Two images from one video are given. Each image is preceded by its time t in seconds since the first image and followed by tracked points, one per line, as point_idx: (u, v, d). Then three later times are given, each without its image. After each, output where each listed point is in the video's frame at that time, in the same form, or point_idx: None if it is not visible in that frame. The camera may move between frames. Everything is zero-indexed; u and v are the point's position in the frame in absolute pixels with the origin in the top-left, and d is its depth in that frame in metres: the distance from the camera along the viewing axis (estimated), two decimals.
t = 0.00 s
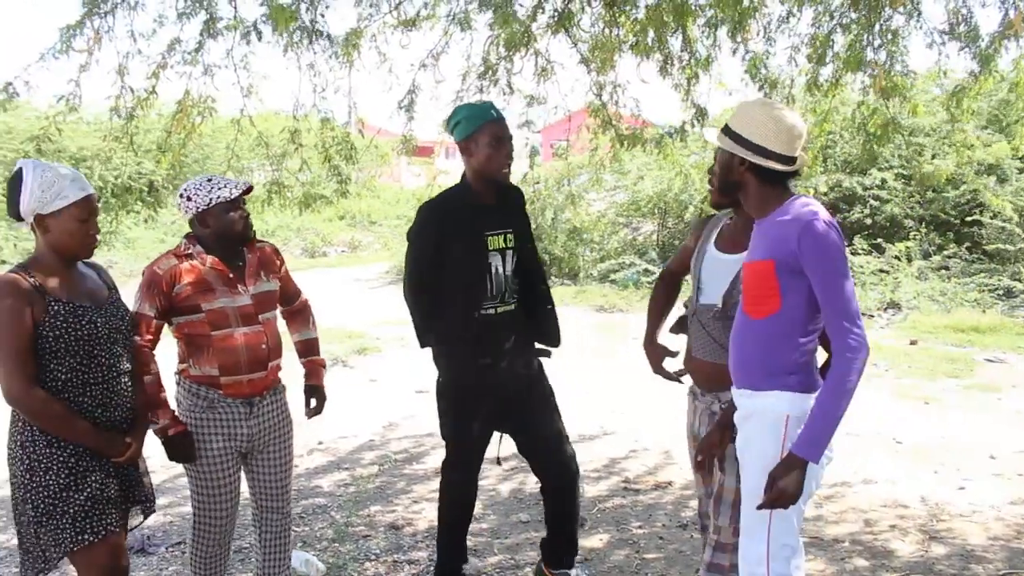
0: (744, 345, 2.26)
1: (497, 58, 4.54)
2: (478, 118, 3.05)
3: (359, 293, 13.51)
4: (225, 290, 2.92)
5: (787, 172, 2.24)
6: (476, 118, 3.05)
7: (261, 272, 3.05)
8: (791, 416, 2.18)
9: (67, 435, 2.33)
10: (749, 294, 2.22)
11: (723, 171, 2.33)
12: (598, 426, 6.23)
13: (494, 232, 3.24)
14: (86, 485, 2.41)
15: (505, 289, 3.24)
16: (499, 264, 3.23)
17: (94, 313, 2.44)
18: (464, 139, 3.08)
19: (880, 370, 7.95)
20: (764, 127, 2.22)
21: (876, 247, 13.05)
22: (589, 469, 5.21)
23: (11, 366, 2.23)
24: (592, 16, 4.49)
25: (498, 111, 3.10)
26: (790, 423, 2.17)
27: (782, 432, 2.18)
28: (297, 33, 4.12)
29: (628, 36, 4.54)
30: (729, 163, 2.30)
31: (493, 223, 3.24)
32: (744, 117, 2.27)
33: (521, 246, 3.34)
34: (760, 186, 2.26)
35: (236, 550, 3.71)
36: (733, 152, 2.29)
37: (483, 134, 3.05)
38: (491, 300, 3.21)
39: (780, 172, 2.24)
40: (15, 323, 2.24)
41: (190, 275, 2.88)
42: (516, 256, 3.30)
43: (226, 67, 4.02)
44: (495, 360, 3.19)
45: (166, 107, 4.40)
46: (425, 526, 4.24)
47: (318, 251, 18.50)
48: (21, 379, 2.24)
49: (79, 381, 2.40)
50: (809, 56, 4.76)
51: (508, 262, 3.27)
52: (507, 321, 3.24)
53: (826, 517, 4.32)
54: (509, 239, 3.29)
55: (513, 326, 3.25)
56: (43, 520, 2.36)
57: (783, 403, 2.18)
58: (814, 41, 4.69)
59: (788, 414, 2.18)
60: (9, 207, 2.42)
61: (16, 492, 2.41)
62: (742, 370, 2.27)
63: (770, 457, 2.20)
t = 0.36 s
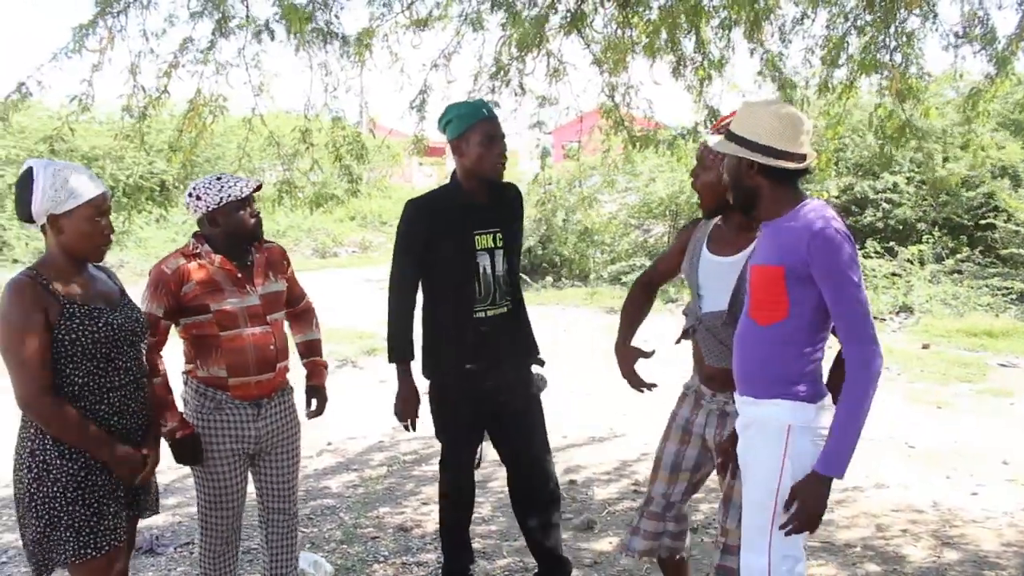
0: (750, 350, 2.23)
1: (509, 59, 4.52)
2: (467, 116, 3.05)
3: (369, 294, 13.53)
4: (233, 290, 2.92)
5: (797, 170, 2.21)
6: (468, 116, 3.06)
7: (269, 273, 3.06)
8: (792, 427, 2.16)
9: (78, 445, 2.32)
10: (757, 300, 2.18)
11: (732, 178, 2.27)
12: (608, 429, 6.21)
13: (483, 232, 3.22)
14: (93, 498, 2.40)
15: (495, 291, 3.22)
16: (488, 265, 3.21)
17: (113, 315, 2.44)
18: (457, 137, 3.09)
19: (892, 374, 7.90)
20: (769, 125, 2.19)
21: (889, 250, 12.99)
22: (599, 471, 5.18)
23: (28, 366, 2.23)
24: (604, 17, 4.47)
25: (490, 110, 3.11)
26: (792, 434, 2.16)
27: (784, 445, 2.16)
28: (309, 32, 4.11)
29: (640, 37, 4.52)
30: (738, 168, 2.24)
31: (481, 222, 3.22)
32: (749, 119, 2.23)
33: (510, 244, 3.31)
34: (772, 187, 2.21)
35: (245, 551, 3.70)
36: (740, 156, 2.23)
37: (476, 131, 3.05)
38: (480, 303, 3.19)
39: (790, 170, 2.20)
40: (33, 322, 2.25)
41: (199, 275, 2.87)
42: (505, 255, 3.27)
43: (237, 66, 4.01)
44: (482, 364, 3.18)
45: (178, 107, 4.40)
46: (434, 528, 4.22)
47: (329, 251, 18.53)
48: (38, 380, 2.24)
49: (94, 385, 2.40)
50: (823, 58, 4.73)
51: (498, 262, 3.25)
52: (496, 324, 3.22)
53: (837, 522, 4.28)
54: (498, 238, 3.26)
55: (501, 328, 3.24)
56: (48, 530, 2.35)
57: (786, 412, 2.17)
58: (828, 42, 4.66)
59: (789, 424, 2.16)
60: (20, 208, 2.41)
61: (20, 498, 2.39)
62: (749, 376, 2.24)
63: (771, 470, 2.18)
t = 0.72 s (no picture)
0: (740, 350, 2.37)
1: (506, 59, 4.52)
2: (453, 117, 3.05)
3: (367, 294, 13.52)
4: (221, 294, 2.92)
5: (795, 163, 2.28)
6: (454, 117, 3.05)
7: (255, 275, 3.08)
8: (794, 433, 2.23)
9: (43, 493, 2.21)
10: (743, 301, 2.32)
11: (733, 179, 2.29)
12: (605, 430, 6.20)
13: (471, 234, 3.20)
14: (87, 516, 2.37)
15: (483, 295, 3.20)
16: (475, 267, 3.19)
17: (110, 325, 2.43)
18: (444, 138, 3.09)
19: (890, 374, 7.91)
20: (769, 123, 2.24)
21: (886, 250, 12.99)
22: (596, 473, 5.17)
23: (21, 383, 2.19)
24: (601, 17, 4.46)
25: (478, 111, 3.10)
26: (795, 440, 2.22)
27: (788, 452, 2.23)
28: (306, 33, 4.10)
29: (638, 37, 4.50)
30: (740, 168, 2.27)
31: (469, 224, 3.21)
32: (747, 119, 2.26)
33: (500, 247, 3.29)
34: (773, 184, 2.27)
35: (239, 553, 3.69)
36: (744, 155, 2.26)
37: (461, 132, 3.05)
38: (467, 307, 3.18)
39: (789, 165, 2.26)
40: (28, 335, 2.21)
41: (187, 279, 2.86)
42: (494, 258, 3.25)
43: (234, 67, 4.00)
44: (470, 367, 3.18)
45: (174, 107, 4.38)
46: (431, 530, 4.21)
47: (327, 251, 18.51)
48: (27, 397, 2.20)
49: (95, 398, 2.37)
50: (820, 58, 4.72)
51: (485, 265, 3.23)
52: (483, 328, 3.21)
53: (836, 523, 4.27)
54: (485, 241, 3.24)
55: (488, 332, 3.22)
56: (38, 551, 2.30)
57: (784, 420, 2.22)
58: (825, 42, 4.65)
59: (789, 430, 2.22)
60: (9, 208, 2.40)
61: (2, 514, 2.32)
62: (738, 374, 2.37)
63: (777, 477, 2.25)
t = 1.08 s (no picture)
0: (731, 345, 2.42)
1: (515, 60, 4.52)
2: (450, 121, 3.04)
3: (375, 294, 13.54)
4: (223, 292, 2.92)
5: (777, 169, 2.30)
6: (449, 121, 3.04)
7: (256, 275, 3.09)
8: (725, 428, 2.31)
9: (66, 496, 2.23)
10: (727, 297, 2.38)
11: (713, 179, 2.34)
12: (612, 433, 6.19)
13: (475, 234, 3.20)
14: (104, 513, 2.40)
15: (485, 296, 3.18)
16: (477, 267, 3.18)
17: (126, 323, 2.46)
18: (439, 139, 3.08)
19: (898, 379, 7.87)
20: (751, 128, 2.27)
21: (896, 254, 12.95)
22: (603, 475, 5.17)
23: (45, 381, 2.23)
24: (611, 19, 4.45)
25: (477, 112, 3.08)
26: (724, 435, 2.31)
27: (714, 441, 2.33)
28: (315, 33, 4.11)
29: (647, 40, 4.49)
30: (720, 168, 2.32)
31: (473, 224, 3.20)
32: (731, 122, 2.29)
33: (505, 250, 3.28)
34: (751, 188, 2.30)
35: (244, 551, 3.70)
36: (725, 156, 2.30)
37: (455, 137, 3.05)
38: (469, 308, 3.17)
39: (769, 170, 2.29)
40: (50, 334, 2.25)
41: (188, 277, 2.87)
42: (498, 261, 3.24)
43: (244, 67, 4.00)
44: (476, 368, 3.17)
45: (184, 108, 4.39)
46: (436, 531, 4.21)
47: (335, 251, 18.50)
48: (50, 396, 2.23)
49: (113, 396, 2.40)
50: (830, 61, 4.70)
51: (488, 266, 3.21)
52: (484, 329, 3.19)
53: (843, 529, 4.25)
54: (489, 244, 3.24)
55: (491, 334, 3.20)
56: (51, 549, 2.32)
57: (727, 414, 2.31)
58: (836, 46, 4.63)
59: (723, 424, 2.31)
60: (22, 209, 2.39)
61: (15, 511, 2.35)
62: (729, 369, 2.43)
63: (696, 459, 2.35)
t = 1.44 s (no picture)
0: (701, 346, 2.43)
1: (529, 59, 4.51)
2: (458, 121, 3.00)
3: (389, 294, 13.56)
4: (233, 291, 2.92)
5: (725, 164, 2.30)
6: (455, 122, 3.00)
7: (266, 274, 3.09)
8: (666, 422, 2.34)
9: (89, 490, 2.25)
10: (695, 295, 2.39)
11: (664, 182, 2.36)
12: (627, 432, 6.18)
13: (467, 232, 3.19)
14: (133, 504, 2.40)
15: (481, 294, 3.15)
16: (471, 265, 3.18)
17: (148, 313, 2.45)
18: (450, 140, 3.04)
19: (915, 379, 7.81)
20: (695, 127, 2.28)
21: (911, 253, 12.88)
22: (617, 475, 5.15)
23: (67, 374, 2.22)
24: (625, 17, 4.44)
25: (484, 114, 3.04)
26: (665, 427, 2.34)
27: (658, 436, 2.36)
28: (329, 33, 4.11)
29: (662, 38, 4.47)
30: (669, 170, 2.33)
31: (468, 223, 3.19)
32: (674, 124, 2.31)
33: (505, 243, 3.18)
34: (699, 186, 2.31)
35: (259, 551, 3.70)
36: (671, 156, 2.31)
37: (464, 138, 3.01)
38: (467, 307, 3.16)
39: (717, 165, 2.29)
40: (72, 327, 2.24)
41: (199, 276, 2.88)
42: (497, 257, 3.17)
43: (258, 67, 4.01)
44: (481, 367, 3.17)
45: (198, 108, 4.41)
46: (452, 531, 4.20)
47: (348, 252, 18.53)
48: (74, 389, 2.23)
49: (141, 386, 2.39)
50: (846, 58, 4.66)
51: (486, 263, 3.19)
52: (484, 327, 3.17)
53: (860, 529, 4.22)
54: (484, 240, 3.18)
55: (492, 332, 3.17)
56: (83, 540, 2.32)
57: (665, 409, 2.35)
58: (852, 43, 4.60)
59: (663, 418, 2.35)
60: (39, 212, 2.39)
61: (50, 502, 2.37)
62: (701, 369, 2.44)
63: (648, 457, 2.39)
